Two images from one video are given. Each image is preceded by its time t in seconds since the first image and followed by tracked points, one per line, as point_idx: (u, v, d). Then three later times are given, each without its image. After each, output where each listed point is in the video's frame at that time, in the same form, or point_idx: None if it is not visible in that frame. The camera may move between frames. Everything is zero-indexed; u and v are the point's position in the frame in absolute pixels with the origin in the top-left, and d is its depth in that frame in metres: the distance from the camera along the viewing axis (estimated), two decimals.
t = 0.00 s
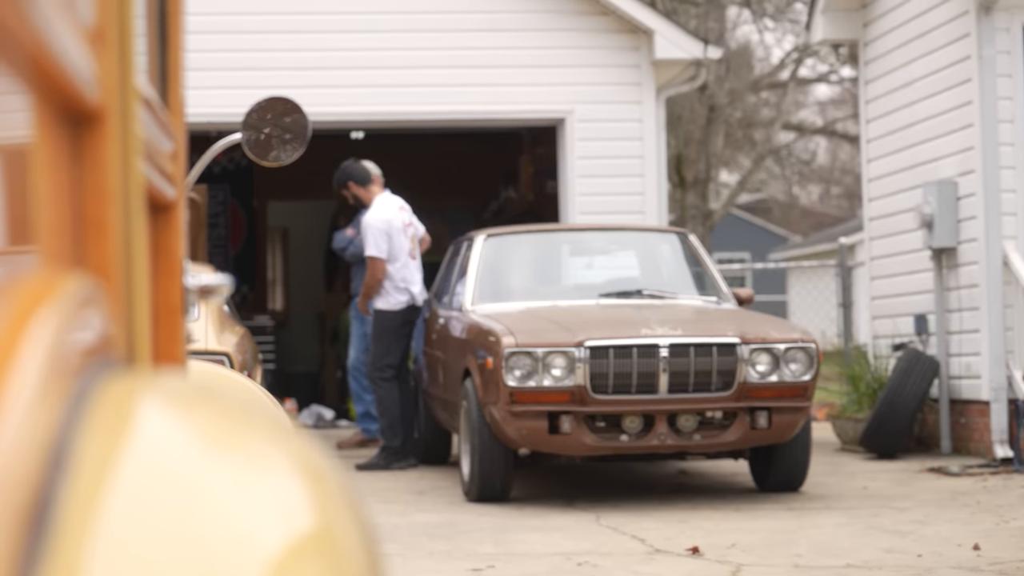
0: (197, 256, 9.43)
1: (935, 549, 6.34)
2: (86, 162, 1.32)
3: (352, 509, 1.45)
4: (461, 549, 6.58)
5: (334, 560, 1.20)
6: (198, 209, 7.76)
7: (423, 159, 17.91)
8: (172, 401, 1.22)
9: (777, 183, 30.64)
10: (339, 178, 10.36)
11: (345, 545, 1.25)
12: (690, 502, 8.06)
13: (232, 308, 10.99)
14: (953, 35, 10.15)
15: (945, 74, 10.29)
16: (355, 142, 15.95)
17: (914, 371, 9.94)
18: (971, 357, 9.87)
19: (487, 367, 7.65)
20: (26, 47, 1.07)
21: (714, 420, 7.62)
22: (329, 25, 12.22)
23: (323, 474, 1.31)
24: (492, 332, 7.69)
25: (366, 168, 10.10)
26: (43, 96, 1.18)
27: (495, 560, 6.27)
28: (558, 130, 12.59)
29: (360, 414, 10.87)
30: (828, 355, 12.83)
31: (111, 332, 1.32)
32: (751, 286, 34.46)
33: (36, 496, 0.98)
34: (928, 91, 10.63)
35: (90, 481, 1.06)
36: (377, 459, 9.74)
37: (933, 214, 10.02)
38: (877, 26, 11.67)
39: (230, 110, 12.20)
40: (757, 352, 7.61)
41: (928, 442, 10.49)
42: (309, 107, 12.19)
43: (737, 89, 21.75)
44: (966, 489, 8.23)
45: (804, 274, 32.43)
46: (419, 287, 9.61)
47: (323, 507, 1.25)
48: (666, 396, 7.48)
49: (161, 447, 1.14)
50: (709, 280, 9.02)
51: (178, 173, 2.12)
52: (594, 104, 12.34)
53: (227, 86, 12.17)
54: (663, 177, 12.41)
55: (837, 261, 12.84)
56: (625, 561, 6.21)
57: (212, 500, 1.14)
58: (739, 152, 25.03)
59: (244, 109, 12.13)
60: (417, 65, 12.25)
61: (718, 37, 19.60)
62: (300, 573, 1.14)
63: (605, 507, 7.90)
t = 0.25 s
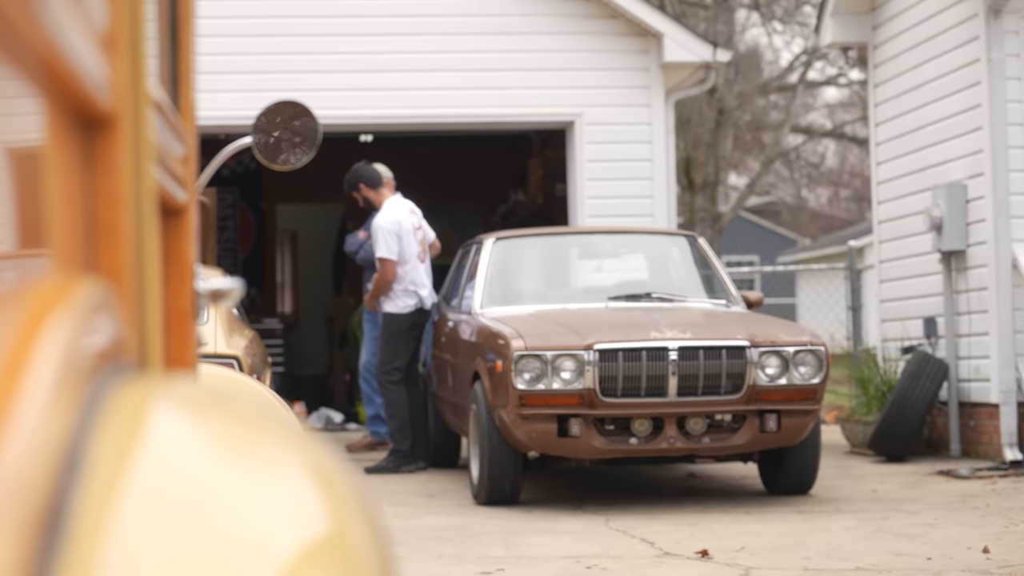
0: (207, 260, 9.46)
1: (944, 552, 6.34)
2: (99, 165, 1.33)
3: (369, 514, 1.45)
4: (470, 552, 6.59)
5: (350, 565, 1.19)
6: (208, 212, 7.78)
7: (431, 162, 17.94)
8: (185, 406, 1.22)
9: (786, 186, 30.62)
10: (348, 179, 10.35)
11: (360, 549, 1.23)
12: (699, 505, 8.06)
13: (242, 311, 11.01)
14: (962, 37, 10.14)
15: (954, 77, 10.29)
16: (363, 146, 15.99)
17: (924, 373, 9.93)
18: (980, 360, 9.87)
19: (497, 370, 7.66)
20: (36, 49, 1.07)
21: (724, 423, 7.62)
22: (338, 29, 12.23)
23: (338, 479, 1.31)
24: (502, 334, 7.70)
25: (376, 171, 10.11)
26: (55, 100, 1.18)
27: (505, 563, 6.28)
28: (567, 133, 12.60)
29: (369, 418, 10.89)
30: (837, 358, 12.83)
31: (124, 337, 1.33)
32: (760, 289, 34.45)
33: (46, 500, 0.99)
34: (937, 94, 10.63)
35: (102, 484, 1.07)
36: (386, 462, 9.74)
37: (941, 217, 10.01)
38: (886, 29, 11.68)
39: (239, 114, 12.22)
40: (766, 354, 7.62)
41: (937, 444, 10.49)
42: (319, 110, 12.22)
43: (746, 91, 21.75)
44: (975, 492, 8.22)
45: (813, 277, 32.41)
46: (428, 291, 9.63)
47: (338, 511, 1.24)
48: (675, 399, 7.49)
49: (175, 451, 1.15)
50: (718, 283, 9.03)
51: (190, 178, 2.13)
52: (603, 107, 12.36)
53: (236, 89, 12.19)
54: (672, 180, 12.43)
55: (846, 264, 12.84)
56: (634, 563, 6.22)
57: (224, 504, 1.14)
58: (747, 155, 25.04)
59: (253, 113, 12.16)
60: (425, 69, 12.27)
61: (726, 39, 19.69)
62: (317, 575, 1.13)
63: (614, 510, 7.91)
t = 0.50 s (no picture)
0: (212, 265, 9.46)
1: (949, 559, 6.34)
2: (110, 171, 1.31)
3: (374, 519, 1.46)
4: (474, 557, 6.59)
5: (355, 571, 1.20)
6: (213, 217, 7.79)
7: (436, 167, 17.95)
8: (193, 413, 1.23)
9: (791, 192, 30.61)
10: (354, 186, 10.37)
11: (365, 553, 1.25)
12: (703, 510, 8.05)
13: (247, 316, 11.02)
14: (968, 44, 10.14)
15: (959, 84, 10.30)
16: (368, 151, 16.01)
17: (929, 380, 9.94)
18: (985, 366, 9.87)
19: (501, 375, 7.65)
20: (49, 55, 1.07)
21: (728, 429, 7.63)
22: (343, 33, 12.24)
23: (343, 486, 1.32)
24: (507, 340, 7.69)
25: (382, 176, 10.14)
26: (67, 106, 1.18)
27: (509, 568, 6.28)
28: (572, 138, 12.61)
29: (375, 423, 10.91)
30: (842, 365, 12.82)
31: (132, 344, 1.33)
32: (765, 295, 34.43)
33: (58, 504, 0.98)
34: (943, 100, 10.63)
35: (113, 489, 1.08)
36: (391, 467, 9.74)
37: (946, 223, 10.00)
38: (892, 35, 11.68)
39: (245, 119, 12.23)
40: (771, 360, 7.62)
41: (942, 451, 10.48)
42: (324, 115, 12.23)
43: (751, 96, 21.76)
44: (980, 498, 8.22)
45: (818, 283, 32.39)
46: (432, 297, 9.64)
47: (344, 518, 1.25)
48: (680, 405, 7.49)
49: (183, 458, 1.16)
50: (723, 289, 9.02)
51: (196, 183, 2.13)
52: (608, 113, 12.37)
53: (242, 94, 12.20)
54: (678, 186, 12.44)
55: (851, 270, 12.84)
56: (638, 569, 6.22)
57: (232, 510, 1.15)
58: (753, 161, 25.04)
59: (259, 118, 12.17)
60: (431, 74, 12.27)
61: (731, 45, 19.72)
62: None
63: (619, 516, 7.91)
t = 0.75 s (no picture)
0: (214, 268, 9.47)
1: (952, 562, 6.34)
2: (114, 175, 1.31)
3: (378, 523, 1.46)
4: (477, 561, 6.59)
5: None
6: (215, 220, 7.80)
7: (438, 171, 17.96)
8: (198, 418, 1.24)
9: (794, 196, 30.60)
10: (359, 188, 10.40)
11: (369, 558, 1.25)
12: (705, 514, 8.06)
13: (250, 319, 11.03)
14: (970, 48, 10.14)
15: (962, 88, 10.30)
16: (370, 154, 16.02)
17: (930, 385, 9.93)
18: (987, 370, 9.87)
19: (504, 379, 7.65)
20: (52, 61, 1.08)
21: (731, 432, 7.63)
22: (346, 37, 12.24)
23: (347, 490, 1.32)
24: (509, 344, 7.69)
25: (388, 180, 10.15)
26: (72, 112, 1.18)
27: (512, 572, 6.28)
28: (575, 142, 12.62)
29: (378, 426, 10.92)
30: (845, 369, 12.82)
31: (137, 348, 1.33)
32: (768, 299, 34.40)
33: (64, 509, 0.99)
34: (945, 104, 10.63)
35: (118, 494, 1.08)
36: (393, 471, 9.75)
37: (949, 227, 10.01)
38: (895, 39, 11.69)
39: (249, 122, 12.24)
40: (774, 364, 7.62)
41: (944, 455, 10.48)
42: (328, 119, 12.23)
43: (754, 100, 21.76)
44: (983, 502, 8.21)
45: (821, 287, 32.37)
46: (433, 301, 9.67)
47: (349, 521, 1.25)
48: (682, 409, 7.49)
49: (188, 463, 1.16)
50: (725, 293, 9.02)
51: (201, 187, 2.14)
52: (610, 116, 12.37)
53: (246, 97, 12.20)
54: (681, 190, 12.44)
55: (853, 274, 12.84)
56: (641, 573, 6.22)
57: (236, 515, 1.15)
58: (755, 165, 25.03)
59: (263, 121, 12.18)
60: (434, 78, 12.27)
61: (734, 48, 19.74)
62: None
63: (621, 519, 7.91)
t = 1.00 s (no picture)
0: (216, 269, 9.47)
1: (954, 563, 6.34)
2: (117, 176, 1.32)
3: (383, 524, 1.47)
4: (479, 561, 6.60)
5: None
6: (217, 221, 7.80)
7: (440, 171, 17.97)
8: (201, 419, 1.24)
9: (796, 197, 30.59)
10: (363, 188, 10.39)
11: (373, 559, 1.26)
12: (707, 515, 8.06)
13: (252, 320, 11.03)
14: (972, 49, 10.14)
15: (964, 89, 10.30)
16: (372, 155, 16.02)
17: (932, 386, 9.93)
18: (990, 371, 9.87)
19: (506, 380, 7.65)
20: (55, 62, 1.08)
21: (733, 433, 7.64)
22: (348, 38, 12.24)
23: (351, 492, 1.33)
24: (511, 345, 7.69)
25: (392, 180, 10.15)
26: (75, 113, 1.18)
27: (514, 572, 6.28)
28: (577, 143, 12.62)
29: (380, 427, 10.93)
30: (847, 369, 12.82)
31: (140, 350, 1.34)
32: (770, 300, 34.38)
33: (68, 512, 0.99)
34: (948, 105, 10.63)
35: (122, 494, 1.09)
36: (395, 472, 9.76)
37: (952, 228, 10.01)
38: (897, 39, 11.69)
39: (251, 123, 12.24)
40: (776, 365, 7.63)
41: (946, 456, 10.48)
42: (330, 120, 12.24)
43: (756, 100, 21.75)
44: (985, 503, 8.21)
45: (823, 288, 32.35)
46: (434, 302, 9.66)
47: (352, 522, 1.26)
48: (684, 409, 7.49)
49: (191, 465, 1.17)
50: (728, 293, 9.02)
51: (204, 189, 2.14)
52: (613, 117, 12.38)
53: (248, 98, 12.20)
54: (683, 191, 12.45)
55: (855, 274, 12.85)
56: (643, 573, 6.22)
57: (239, 515, 1.16)
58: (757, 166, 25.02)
59: (265, 122, 12.18)
60: (436, 79, 12.27)
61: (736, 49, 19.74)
62: None
63: (623, 520, 7.91)
